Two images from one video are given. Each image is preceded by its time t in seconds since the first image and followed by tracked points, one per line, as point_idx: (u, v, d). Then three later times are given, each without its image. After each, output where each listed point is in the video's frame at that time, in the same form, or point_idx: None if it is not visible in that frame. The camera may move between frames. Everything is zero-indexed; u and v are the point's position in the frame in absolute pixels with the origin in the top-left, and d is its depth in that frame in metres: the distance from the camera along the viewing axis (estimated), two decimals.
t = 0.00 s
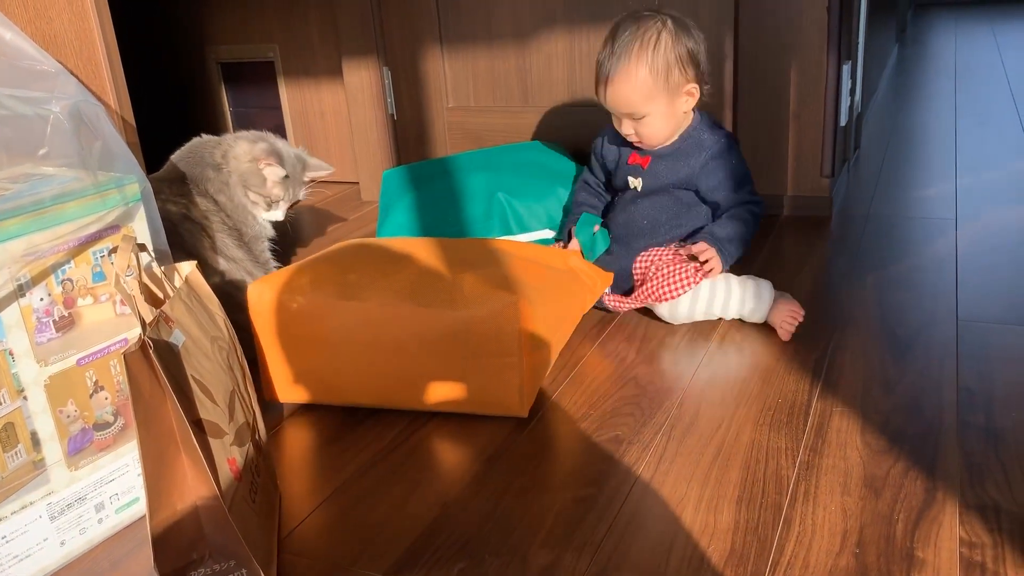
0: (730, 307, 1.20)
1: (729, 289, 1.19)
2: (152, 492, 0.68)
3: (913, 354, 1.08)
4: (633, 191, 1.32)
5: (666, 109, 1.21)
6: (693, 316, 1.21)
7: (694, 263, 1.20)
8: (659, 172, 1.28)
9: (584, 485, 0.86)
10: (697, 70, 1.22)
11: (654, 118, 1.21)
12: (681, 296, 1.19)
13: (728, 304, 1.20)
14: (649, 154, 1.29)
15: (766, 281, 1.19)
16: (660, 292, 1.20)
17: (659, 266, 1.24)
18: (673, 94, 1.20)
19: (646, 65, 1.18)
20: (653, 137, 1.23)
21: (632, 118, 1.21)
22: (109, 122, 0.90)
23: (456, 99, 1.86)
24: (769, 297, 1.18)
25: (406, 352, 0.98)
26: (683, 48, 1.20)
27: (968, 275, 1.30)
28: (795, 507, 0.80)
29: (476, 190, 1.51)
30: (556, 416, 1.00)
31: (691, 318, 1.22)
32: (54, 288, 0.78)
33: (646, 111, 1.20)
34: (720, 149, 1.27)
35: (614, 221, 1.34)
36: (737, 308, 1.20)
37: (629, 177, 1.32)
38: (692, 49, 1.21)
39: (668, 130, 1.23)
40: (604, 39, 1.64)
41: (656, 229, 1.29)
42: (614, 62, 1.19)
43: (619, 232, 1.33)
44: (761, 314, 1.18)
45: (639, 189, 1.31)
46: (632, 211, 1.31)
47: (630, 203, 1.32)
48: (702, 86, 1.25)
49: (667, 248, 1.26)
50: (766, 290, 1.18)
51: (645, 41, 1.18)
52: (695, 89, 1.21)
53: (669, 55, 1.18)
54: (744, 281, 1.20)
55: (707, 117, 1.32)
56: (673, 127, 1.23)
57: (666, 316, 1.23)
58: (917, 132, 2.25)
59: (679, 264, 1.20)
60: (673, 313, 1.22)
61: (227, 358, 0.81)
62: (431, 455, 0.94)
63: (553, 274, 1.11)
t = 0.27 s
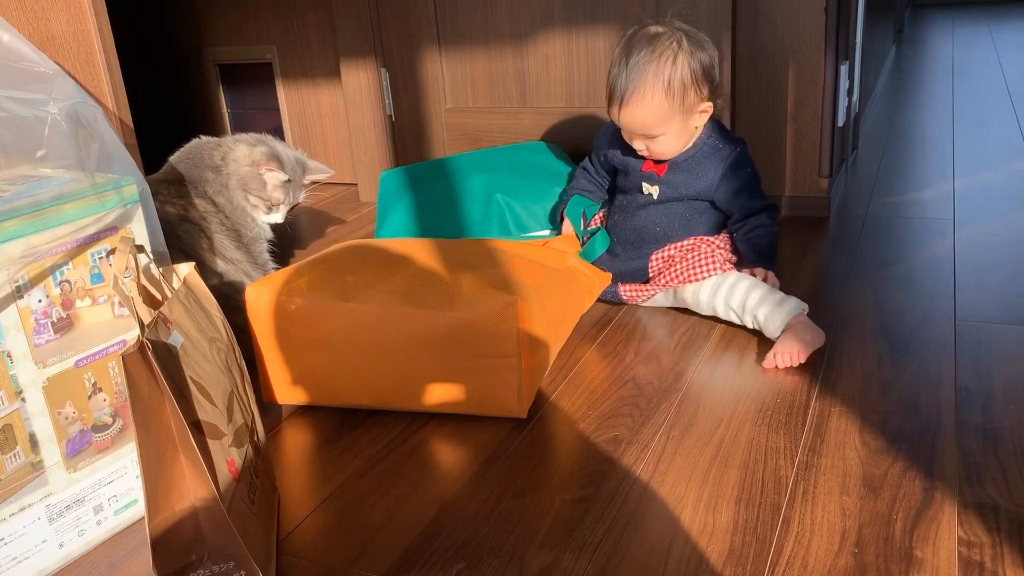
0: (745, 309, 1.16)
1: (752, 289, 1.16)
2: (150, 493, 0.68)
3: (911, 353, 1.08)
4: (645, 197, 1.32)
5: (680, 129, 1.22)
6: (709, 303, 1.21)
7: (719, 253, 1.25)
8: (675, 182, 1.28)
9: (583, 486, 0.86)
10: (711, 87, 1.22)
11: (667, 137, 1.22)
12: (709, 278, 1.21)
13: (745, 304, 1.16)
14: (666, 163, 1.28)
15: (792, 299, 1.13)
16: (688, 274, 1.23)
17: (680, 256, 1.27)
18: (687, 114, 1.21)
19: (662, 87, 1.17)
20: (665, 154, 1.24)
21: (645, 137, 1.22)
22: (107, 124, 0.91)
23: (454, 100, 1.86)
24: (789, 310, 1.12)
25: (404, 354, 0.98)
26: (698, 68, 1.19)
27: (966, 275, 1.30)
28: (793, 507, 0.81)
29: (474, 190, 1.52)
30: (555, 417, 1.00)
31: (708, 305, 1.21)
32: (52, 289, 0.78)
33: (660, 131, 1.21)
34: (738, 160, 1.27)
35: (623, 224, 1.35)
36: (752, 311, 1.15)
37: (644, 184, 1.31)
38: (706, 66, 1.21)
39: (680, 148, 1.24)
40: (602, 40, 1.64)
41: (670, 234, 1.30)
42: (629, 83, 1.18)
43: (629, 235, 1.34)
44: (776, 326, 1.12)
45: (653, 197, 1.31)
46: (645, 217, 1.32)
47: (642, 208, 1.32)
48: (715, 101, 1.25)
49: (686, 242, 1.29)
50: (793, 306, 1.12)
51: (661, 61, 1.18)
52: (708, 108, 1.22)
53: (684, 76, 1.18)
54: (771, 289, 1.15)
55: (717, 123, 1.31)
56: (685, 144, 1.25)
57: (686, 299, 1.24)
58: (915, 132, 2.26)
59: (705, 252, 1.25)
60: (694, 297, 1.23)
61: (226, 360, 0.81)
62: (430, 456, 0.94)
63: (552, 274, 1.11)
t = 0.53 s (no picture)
0: (745, 304, 1.17)
1: (753, 286, 1.17)
2: (147, 497, 0.68)
3: (907, 353, 1.08)
4: (653, 200, 1.33)
5: (687, 145, 1.23)
6: (710, 297, 1.21)
7: (723, 252, 1.26)
8: (683, 190, 1.29)
9: (580, 487, 0.86)
10: (721, 104, 1.23)
11: (675, 153, 1.23)
12: (712, 273, 1.22)
13: (745, 301, 1.17)
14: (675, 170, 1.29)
15: (792, 300, 1.13)
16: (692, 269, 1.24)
17: (683, 254, 1.29)
18: (695, 131, 1.22)
19: (670, 107, 1.18)
20: (673, 167, 1.26)
21: (653, 151, 1.24)
22: (104, 127, 0.91)
23: (451, 101, 1.87)
24: (787, 310, 1.12)
25: (401, 356, 0.98)
26: (707, 86, 1.20)
27: (963, 276, 1.30)
28: (790, 507, 0.81)
29: (472, 191, 1.52)
30: (552, 418, 1.00)
31: (708, 300, 1.22)
32: (50, 292, 0.78)
33: (668, 147, 1.22)
34: (748, 173, 1.27)
35: (628, 224, 1.37)
36: (751, 308, 1.16)
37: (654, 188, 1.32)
38: (716, 83, 1.21)
39: (688, 161, 1.26)
40: (599, 41, 1.64)
41: (673, 237, 1.32)
42: (638, 100, 1.19)
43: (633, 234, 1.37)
44: (774, 324, 1.12)
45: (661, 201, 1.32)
46: (651, 218, 1.34)
47: (649, 210, 1.34)
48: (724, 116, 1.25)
49: (688, 240, 1.30)
50: (794, 307, 1.12)
51: (671, 80, 1.18)
52: (716, 124, 1.23)
53: (693, 95, 1.19)
54: (773, 289, 1.16)
55: (730, 132, 1.31)
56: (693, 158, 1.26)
57: (687, 294, 1.25)
58: (912, 132, 2.26)
59: (710, 249, 1.26)
60: (696, 291, 1.23)
61: (223, 362, 0.81)
62: (427, 457, 0.94)
63: (549, 275, 1.11)
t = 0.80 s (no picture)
0: (744, 302, 1.17)
1: (752, 285, 1.17)
2: (143, 499, 0.68)
3: (904, 355, 1.08)
4: (659, 197, 1.34)
5: (695, 142, 1.24)
6: (708, 293, 1.21)
7: (725, 251, 1.26)
8: (690, 188, 1.30)
9: (577, 488, 0.86)
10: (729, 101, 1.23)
11: (683, 150, 1.25)
12: (712, 269, 1.22)
13: (743, 299, 1.17)
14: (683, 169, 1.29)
15: (790, 300, 1.13)
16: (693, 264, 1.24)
17: (685, 249, 1.28)
18: (703, 128, 1.23)
19: (677, 104, 1.20)
20: (682, 165, 1.28)
21: (662, 148, 1.25)
22: (99, 129, 0.90)
23: (448, 103, 1.87)
24: (784, 309, 1.12)
25: (398, 358, 0.98)
26: (715, 83, 1.20)
27: (960, 276, 1.30)
28: (786, 509, 0.81)
29: (468, 195, 1.50)
30: (548, 420, 1.00)
31: (706, 296, 1.22)
32: (45, 295, 0.78)
33: (676, 144, 1.24)
34: (755, 176, 1.27)
35: (631, 219, 1.37)
36: (749, 306, 1.16)
37: (662, 186, 1.33)
38: (724, 81, 1.22)
39: (697, 159, 1.27)
40: (596, 42, 1.64)
41: (677, 233, 1.32)
42: (646, 98, 1.21)
43: (635, 230, 1.36)
44: (771, 322, 1.12)
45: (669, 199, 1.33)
46: (655, 214, 1.34)
47: (654, 207, 1.35)
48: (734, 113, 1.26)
49: (692, 237, 1.30)
50: (792, 307, 1.12)
51: (678, 77, 1.19)
52: (725, 122, 1.23)
53: (699, 93, 1.20)
54: (772, 289, 1.16)
55: (740, 136, 1.32)
56: (702, 156, 1.27)
57: (685, 289, 1.25)
58: (909, 133, 2.26)
59: (713, 246, 1.26)
60: (694, 287, 1.23)
61: (219, 364, 0.81)
62: (424, 459, 0.94)
63: (546, 277, 1.11)
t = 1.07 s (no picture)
0: (742, 305, 1.17)
1: (750, 287, 1.17)
2: (144, 502, 0.68)
3: (902, 356, 1.08)
4: (661, 195, 1.35)
5: (699, 135, 1.25)
6: (706, 294, 1.22)
7: (725, 253, 1.27)
8: (693, 184, 1.30)
9: (576, 490, 0.87)
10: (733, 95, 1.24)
11: (686, 143, 1.26)
12: (710, 270, 1.22)
13: (741, 300, 1.17)
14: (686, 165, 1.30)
15: (788, 304, 1.13)
16: (692, 264, 1.24)
17: (685, 249, 1.29)
18: (708, 121, 1.24)
19: (682, 97, 1.21)
20: (685, 159, 1.29)
21: (666, 142, 1.26)
22: (99, 132, 0.91)
23: (447, 105, 1.87)
24: (782, 312, 1.12)
25: (398, 360, 0.98)
26: (719, 77, 1.21)
27: (958, 278, 1.31)
28: (785, 510, 0.81)
29: (468, 198, 1.51)
30: (548, 421, 1.00)
31: (704, 296, 1.22)
32: (46, 297, 0.78)
33: (680, 137, 1.25)
34: (757, 172, 1.28)
35: (632, 217, 1.38)
36: (746, 307, 1.16)
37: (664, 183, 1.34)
38: (728, 74, 1.23)
39: (700, 153, 1.28)
40: (594, 45, 1.64)
41: (678, 231, 1.32)
42: (651, 91, 1.22)
43: (636, 230, 1.36)
44: (768, 325, 1.12)
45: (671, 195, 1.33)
46: (656, 212, 1.34)
47: (656, 205, 1.35)
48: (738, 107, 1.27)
49: (694, 238, 1.30)
50: (790, 311, 1.12)
51: (682, 70, 1.21)
52: (728, 115, 1.24)
53: (704, 86, 1.21)
54: (770, 291, 1.16)
55: (742, 135, 1.33)
56: (706, 150, 1.28)
57: (684, 289, 1.25)
58: (907, 134, 2.27)
59: (713, 247, 1.26)
60: (692, 287, 1.24)
61: (220, 367, 0.81)
62: (424, 461, 0.94)
63: (545, 279, 1.12)
